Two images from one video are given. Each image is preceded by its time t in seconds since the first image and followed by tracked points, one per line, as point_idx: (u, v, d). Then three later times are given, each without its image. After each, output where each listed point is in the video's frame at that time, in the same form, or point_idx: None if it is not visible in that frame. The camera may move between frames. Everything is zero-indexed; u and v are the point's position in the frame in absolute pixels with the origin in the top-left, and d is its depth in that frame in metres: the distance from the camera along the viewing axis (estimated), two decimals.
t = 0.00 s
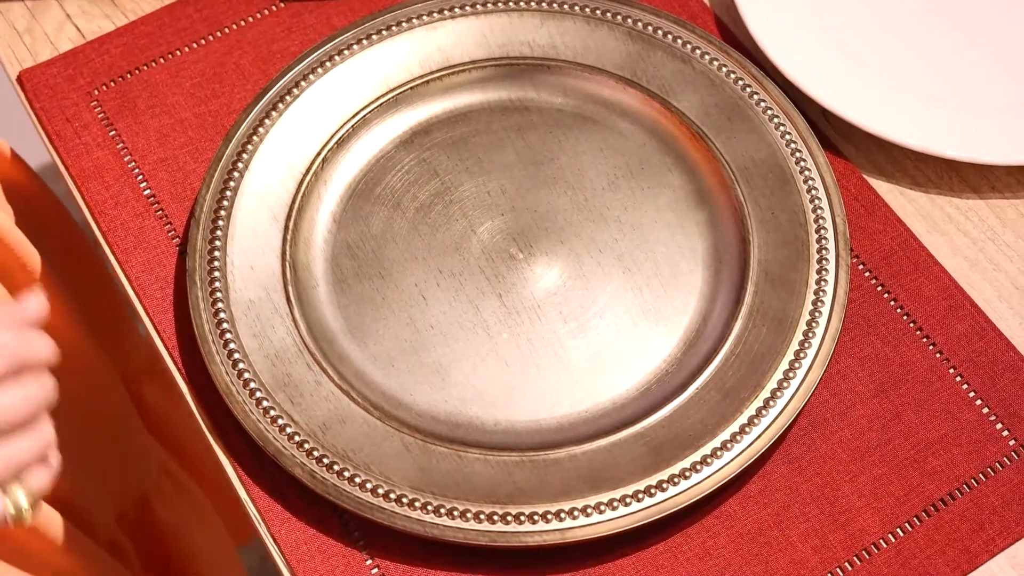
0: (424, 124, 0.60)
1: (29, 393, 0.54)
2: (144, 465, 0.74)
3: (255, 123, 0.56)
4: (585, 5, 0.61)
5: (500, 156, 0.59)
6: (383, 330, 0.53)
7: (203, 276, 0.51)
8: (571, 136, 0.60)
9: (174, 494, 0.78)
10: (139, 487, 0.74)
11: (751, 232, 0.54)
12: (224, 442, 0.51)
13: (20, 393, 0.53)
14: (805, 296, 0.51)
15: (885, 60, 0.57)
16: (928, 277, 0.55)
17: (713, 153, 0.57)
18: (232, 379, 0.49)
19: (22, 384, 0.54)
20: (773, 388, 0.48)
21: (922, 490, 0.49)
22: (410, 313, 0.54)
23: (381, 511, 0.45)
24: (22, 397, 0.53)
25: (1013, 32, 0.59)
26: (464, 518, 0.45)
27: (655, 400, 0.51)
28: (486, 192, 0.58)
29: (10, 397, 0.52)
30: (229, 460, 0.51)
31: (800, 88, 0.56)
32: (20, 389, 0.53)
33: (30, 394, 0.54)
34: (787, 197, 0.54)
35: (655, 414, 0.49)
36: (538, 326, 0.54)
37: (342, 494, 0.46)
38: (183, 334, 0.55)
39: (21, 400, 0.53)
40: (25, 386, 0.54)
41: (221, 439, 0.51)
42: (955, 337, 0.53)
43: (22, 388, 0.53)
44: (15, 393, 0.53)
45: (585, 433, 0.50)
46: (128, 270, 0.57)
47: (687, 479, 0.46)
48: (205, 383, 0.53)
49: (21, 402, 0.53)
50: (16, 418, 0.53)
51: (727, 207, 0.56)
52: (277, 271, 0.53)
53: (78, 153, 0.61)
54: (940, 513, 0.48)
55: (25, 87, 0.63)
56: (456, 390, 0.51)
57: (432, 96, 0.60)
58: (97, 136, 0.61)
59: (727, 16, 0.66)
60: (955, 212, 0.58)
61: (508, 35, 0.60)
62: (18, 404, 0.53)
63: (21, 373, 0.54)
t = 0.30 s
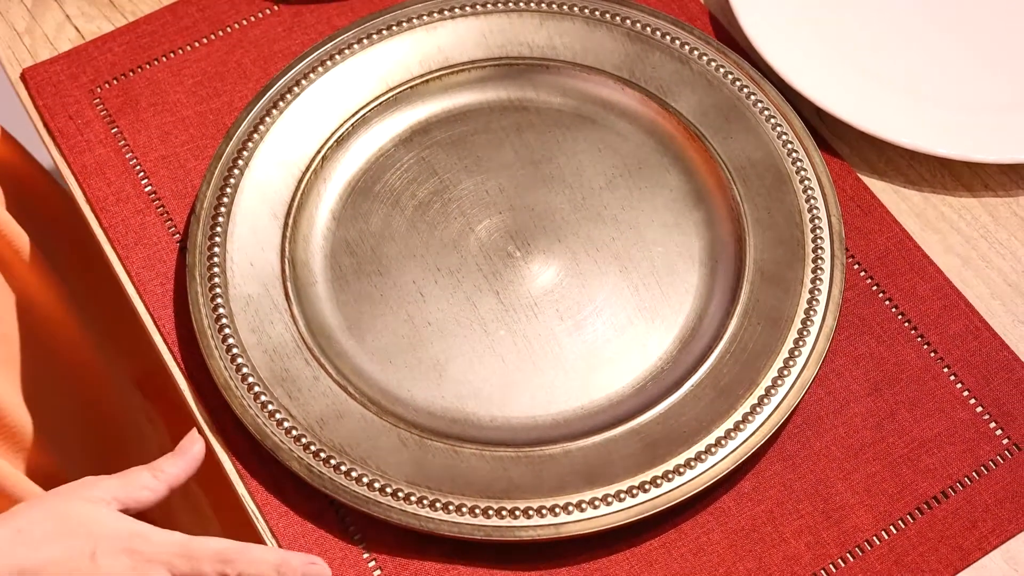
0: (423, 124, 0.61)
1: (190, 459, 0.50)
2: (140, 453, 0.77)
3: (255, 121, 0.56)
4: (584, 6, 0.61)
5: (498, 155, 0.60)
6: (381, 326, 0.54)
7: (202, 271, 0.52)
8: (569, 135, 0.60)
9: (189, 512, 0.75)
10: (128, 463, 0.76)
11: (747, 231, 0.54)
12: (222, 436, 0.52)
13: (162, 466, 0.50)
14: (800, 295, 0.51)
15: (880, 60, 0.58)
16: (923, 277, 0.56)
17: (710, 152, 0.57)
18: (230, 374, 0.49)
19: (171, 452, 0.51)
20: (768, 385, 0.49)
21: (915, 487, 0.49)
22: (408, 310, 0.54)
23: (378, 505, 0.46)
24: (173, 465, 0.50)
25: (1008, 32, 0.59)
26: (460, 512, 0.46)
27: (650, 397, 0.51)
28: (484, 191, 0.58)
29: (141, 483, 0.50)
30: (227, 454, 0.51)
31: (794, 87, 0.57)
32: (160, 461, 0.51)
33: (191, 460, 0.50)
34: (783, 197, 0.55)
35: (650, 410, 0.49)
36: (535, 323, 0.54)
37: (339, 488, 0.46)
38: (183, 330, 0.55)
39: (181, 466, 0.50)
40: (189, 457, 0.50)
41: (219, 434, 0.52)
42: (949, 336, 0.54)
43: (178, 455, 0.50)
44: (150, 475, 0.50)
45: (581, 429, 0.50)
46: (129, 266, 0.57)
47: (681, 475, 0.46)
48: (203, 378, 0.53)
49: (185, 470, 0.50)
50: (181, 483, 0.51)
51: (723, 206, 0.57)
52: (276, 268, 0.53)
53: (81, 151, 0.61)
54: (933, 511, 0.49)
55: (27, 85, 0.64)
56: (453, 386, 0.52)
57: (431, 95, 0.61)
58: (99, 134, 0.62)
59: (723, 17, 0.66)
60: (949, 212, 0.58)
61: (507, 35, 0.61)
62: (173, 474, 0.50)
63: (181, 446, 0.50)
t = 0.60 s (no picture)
0: (423, 121, 0.61)
1: (177, 430, 0.52)
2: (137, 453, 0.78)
3: (255, 119, 0.57)
4: (582, 4, 0.62)
5: (497, 152, 0.60)
6: (380, 322, 0.54)
7: (203, 268, 0.52)
8: (567, 133, 0.61)
9: (182, 485, 0.76)
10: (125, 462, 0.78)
11: (745, 227, 0.55)
12: (223, 432, 0.52)
13: (151, 440, 0.52)
14: (797, 290, 0.52)
15: (876, 57, 0.58)
16: (919, 272, 0.56)
17: (708, 149, 0.58)
18: (231, 369, 0.49)
19: (157, 425, 0.52)
20: (766, 379, 0.49)
21: (913, 480, 0.50)
22: (408, 306, 0.54)
23: (378, 499, 0.46)
24: (161, 437, 0.52)
25: (1003, 30, 0.60)
26: (460, 506, 0.46)
27: (649, 391, 0.51)
28: (483, 188, 0.59)
29: (137, 458, 0.52)
30: (228, 450, 0.51)
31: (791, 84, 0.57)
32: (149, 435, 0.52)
33: (178, 431, 0.52)
34: (781, 192, 0.55)
35: (649, 404, 0.49)
36: (534, 319, 0.54)
37: (339, 482, 0.46)
38: (184, 327, 0.55)
39: (169, 438, 0.52)
40: (174, 428, 0.51)
41: (220, 429, 0.52)
42: (945, 330, 0.54)
43: (163, 426, 0.52)
44: (143, 449, 0.52)
45: (580, 423, 0.50)
46: (130, 264, 0.58)
47: (680, 468, 0.47)
48: (204, 375, 0.53)
49: (174, 440, 0.52)
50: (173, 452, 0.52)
51: (720, 202, 0.57)
52: (276, 264, 0.54)
53: (80, 149, 0.62)
54: (930, 503, 0.49)
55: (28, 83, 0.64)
56: (453, 381, 0.52)
57: (430, 93, 0.61)
58: (100, 133, 0.62)
59: (720, 15, 0.66)
60: (944, 208, 0.58)
61: (506, 34, 0.61)
62: (162, 445, 0.52)
63: (163, 419, 0.51)
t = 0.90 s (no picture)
0: (423, 120, 0.61)
1: (171, 420, 0.51)
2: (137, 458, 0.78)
3: (257, 118, 0.57)
4: (581, 4, 0.62)
5: (497, 150, 0.60)
6: (382, 319, 0.54)
7: (205, 265, 0.52)
8: (567, 131, 0.61)
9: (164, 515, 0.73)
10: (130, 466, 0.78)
11: (744, 224, 0.55)
12: (225, 428, 0.52)
13: (145, 430, 0.51)
14: (796, 286, 0.52)
15: (875, 56, 0.59)
16: (917, 268, 0.56)
17: (707, 147, 0.58)
18: (233, 365, 0.50)
19: (151, 415, 0.51)
20: (765, 374, 0.49)
21: (911, 475, 0.50)
22: (409, 303, 0.55)
23: (380, 493, 0.46)
24: (156, 427, 0.51)
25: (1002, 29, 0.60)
26: (461, 500, 0.46)
27: (648, 386, 0.51)
28: (484, 186, 0.59)
29: (128, 450, 0.51)
30: (230, 445, 0.52)
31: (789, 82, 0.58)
32: (142, 425, 0.51)
33: (173, 421, 0.51)
34: (779, 190, 0.56)
35: (648, 400, 0.50)
36: (534, 315, 0.55)
37: (341, 476, 0.47)
38: (186, 324, 0.56)
39: (163, 429, 0.51)
40: (169, 419, 0.50)
41: (222, 425, 0.52)
42: (943, 326, 0.54)
43: (156, 417, 0.51)
44: (137, 438, 0.51)
45: (580, 419, 0.51)
46: (132, 261, 0.58)
47: (680, 462, 0.47)
48: (207, 371, 0.54)
49: (167, 430, 0.51)
50: (164, 441, 0.51)
51: (719, 200, 0.57)
52: (278, 261, 0.54)
53: (83, 148, 0.62)
54: (929, 497, 0.49)
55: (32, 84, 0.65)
56: (454, 377, 0.52)
57: (431, 92, 0.62)
58: (103, 132, 0.63)
59: (718, 14, 0.67)
60: (942, 205, 0.59)
61: (506, 33, 0.62)
62: (157, 436, 0.51)
63: (158, 409, 0.50)
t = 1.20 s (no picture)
0: (423, 123, 0.62)
1: (175, 429, 0.51)
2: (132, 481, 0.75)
3: (258, 121, 0.58)
4: (579, 7, 0.63)
5: (495, 153, 0.61)
6: (382, 319, 0.55)
7: (206, 266, 0.53)
8: (565, 134, 0.62)
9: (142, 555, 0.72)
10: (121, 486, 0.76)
11: (740, 225, 0.56)
12: (226, 428, 0.52)
13: (147, 438, 0.51)
14: (792, 286, 0.53)
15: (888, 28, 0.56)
16: (912, 268, 0.57)
17: (704, 149, 0.59)
18: (234, 365, 0.50)
19: (154, 423, 0.51)
20: (762, 373, 0.50)
21: (907, 472, 0.50)
22: (409, 303, 0.55)
23: (380, 491, 0.47)
24: (159, 435, 0.51)
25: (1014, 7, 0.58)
26: (461, 498, 0.46)
27: (646, 385, 0.52)
28: (483, 188, 0.60)
29: (128, 459, 0.51)
30: (231, 445, 0.52)
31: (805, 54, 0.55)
32: (144, 433, 0.51)
33: (177, 430, 0.51)
34: (775, 191, 0.56)
35: (646, 399, 0.50)
36: (533, 316, 0.55)
37: (341, 475, 0.47)
38: (186, 325, 0.56)
39: (166, 437, 0.51)
40: (173, 427, 0.51)
41: (223, 425, 0.53)
42: (938, 325, 0.55)
43: (159, 426, 0.51)
44: (137, 446, 0.51)
45: (578, 417, 0.51)
46: (134, 263, 0.58)
47: (678, 460, 0.47)
48: (208, 371, 0.54)
49: (171, 439, 0.51)
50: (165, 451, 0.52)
51: (716, 201, 0.58)
52: (278, 262, 0.54)
53: (85, 152, 0.63)
54: (925, 494, 0.50)
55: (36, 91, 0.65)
56: (453, 376, 0.53)
57: (430, 95, 0.62)
58: (104, 135, 0.63)
59: (714, 17, 0.68)
60: (936, 206, 0.59)
61: (504, 37, 0.62)
62: (159, 444, 0.51)
63: (163, 417, 0.51)
